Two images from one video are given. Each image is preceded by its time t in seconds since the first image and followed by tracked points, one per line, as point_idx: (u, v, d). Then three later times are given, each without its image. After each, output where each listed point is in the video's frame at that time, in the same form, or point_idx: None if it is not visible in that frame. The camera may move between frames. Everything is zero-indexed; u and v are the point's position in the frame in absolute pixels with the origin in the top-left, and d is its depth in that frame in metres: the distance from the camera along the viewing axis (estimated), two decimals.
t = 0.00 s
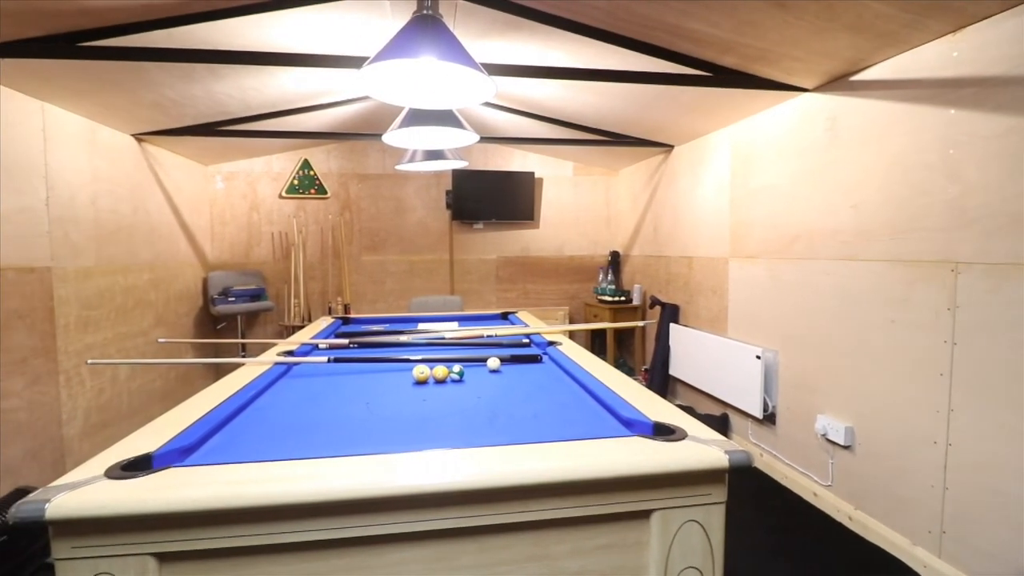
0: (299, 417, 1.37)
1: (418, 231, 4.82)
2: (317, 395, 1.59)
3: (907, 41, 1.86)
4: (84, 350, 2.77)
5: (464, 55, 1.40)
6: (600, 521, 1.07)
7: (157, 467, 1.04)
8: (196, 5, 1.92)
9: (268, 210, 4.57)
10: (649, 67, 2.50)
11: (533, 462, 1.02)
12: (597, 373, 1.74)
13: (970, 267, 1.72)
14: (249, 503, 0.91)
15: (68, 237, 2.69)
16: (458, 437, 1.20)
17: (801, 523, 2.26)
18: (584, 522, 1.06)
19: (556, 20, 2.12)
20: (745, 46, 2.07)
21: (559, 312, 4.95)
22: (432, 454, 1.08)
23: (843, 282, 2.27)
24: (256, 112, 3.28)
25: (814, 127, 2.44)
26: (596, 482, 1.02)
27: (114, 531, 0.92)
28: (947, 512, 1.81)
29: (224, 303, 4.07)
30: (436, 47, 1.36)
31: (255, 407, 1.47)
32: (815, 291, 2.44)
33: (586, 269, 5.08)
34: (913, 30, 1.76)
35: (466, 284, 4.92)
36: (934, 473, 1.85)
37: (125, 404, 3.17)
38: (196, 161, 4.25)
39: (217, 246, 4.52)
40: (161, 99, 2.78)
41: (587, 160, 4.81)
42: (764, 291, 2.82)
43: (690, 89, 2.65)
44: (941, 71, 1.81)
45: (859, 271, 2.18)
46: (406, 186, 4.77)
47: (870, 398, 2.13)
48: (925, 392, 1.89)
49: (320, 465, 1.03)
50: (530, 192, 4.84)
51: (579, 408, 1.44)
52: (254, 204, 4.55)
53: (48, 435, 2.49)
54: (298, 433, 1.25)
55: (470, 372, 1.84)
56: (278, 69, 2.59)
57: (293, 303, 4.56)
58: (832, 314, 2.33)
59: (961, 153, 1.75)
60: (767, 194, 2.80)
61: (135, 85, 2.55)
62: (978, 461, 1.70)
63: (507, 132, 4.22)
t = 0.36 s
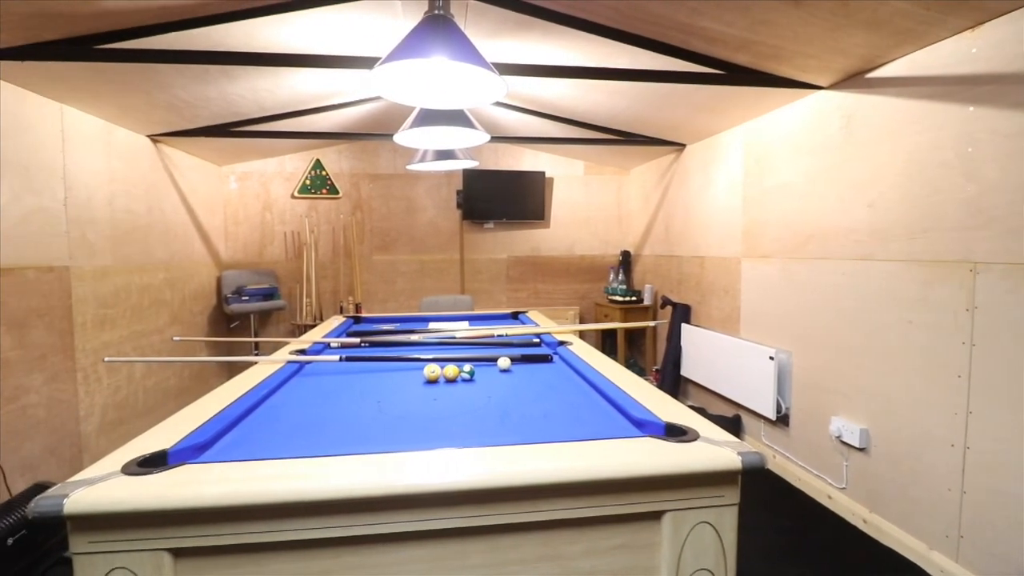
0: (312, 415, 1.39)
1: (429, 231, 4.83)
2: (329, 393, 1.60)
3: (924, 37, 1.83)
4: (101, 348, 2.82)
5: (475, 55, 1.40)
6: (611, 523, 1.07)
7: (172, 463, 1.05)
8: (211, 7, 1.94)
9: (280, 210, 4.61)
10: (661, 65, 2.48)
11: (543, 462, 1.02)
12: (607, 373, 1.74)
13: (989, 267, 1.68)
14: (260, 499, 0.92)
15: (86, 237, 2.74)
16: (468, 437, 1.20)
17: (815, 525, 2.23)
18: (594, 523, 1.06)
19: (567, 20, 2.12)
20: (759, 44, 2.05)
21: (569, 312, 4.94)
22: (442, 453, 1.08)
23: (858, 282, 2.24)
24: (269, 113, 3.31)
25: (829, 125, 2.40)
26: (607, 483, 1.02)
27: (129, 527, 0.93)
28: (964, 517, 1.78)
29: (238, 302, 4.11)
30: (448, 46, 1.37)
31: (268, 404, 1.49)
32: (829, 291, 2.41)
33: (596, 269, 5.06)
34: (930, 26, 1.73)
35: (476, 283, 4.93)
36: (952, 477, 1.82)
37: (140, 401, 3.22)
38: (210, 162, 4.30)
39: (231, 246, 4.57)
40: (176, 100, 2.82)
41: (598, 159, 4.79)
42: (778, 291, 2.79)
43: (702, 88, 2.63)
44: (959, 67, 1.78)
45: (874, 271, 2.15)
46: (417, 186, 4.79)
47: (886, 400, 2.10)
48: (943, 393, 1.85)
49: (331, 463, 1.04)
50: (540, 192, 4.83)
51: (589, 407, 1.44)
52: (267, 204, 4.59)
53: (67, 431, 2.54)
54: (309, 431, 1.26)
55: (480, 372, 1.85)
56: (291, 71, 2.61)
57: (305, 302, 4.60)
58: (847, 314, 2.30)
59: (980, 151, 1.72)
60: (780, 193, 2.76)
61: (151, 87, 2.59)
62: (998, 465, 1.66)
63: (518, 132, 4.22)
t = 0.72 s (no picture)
0: (324, 413, 1.40)
1: (440, 230, 4.85)
2: (341, 392, 1.61)
3: (944, 33, 1.79)
4: (119, 346, 2.87)
5: (486, 55, 1.40)
6: (624, 523, 1.06)
7: (188, 459, 1.07)
8: (226, 9, 1.97)
9: (293, 209, 4.66)
10: (674, 63, 2.46)
11: (555, 462, 1.02)
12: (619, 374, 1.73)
13: (1012, 268, 1.64)
14: (274, 496, 0.93)
15: (105, 237, 2.79)
16: (480, 436, 1.20)
17: (830, 529, 2.20)
18: (607, 523, 1.06)
19: (579, 18, 2.11)
20: (774, 41, 2.02)
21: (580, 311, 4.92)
22: (454, 452, 1.08)
23: (875, 283, 2.20)
24: (283, 113, 3.35)
25: (846, 123, 2.37)
26: (619, 484, 1.01)
27: (147, 522, 0.94)
28: (985, 522, 1.74)
29: (252, 301, 4.15)
30: (459, 46, 1.37)
31: (281, 402, 1.51)
32: (845, 292, 2.38)
33: (608, 269, 5.04)
34: (950, 21, 1.70)
35: (487, 283, 4.94)
36: (972, 481, 1.78)
37: (157, 398, 3.27)
38: (225, 162, 4.36)
39: (245, 246, 4.62)
40: (193, 102, 2.86)
41: (609, 158, 4.77)
42: (793, 291, 2.75)
43: (715, 86, 2.61)
44: (981, 63, 1.74)
45: (891, 271, 2.11)
46: (428, 186, 4.81)
47: (903, 402, 2.06)
48: (962, 396, 1.82)
49: (344, 461, 1.04)
50: (552, 191, 4.83)
51: (601, 408, 1.43)
52: (281, 204, 4.64)
53: (86, 427, 2.59)
54: (322, 429, 1.27)
55: (491, 372, 1.85)
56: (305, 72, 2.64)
57: (318, 301, 4.64)
58: (864, 314, 2.27)
59: (1002, 149, 1.68)
60: (795, 192, 2.73)
61: (168, 89, 2.63)
62: (1020, 469, 1.63)
63: (529, 131, 4.21)
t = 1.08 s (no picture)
0: (337, 412, 1.41)
1: (451, 230, 4.86)
2: (354, 390, 1.62)
3: (964, 29, 1.76)
4: (136, 344, 2.92)
5: (498, 54, 1.40)
6: (636, 525, 1.05)
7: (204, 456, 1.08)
8: (241, 11, 1.99)
9: (306, 209, 4.70)
10: (687, 61, 2.44)
11: (566, 462, 1.01)
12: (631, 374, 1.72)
13: None
14: (288, 493, 0.93)
15: (122, 237, 2.84)
16: (491, 435, 1.20)
17: (846, 533, 2.17)
18: (619, 524, 1.05)
19: (591, 17, 2.10)
20: (788, 38, 2.00)
21: (591, 311, 4.90)
22: (465, 451, 1.08)
23: (892, 283, 2.17)
24: (296, 114, 3.38)
25: (863, 120, 2.33)
26: (631, 485, 1.01)
27: (163, 517, 0.96)
28: (1006, 527, 1.71)
29: (266, 299, 4.19)
30: (470, 46, 1.37)
31: (295, 400, 1.52)
32: (862, 292, 2.34)
33: (619, 269, 5.01)
34: (971, 16, 1.66)
35: (498, 282, 4.94)
36: (992, 486, 1.75)
37: (173, 395, 3.32)
38: (239, 163, 4.41)
39: (259, 245, 4.68)
40: (208, 103, 2.90)
41: (621, 157, 4.74)
42: (808, 292, 2.72)
43: (728, 84, 2.58)
44: (1002, 59, 1.70)
45: (909, 271, 2.08)
46: (439, 186, 4.82)
47: (922, 405, 2.03)
48: (982, 399, 1.78)
49: (356, 459, 1.05)
50: (563, 191, 4.82)
51: (613, 408, 1.42)
52: (294, 204, 4.69)
53: (103, 423, 2.63)
54: (334, 427, 1.28)
55: (503, 371, 1.85)
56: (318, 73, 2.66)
57: (331, 300, 4.68)
58: (881, 315, 2.23)
59: None
60: (811, 190, 2.69)
61: (184, 91, 2.67)
62: None
63: (540, 130, 4.21)
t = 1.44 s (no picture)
0: (351, 410, 1.42)
1: (464, 230, 4.87)
2: (367, 389, 1.63)
3: (990, 23, 1.71)
4: (156, 341, 2.98)
5: (511, 54, 1.40)
6: (651, 527, 1.04)
7: (221, 452, 1.10)
8: (258, 14, 2.02)
9: (321, 209, 4.75)
10: (702, 58, 2.42)
11: (579, 463, 1.01)
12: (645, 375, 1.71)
13: None
14: (302, 490, 0.94)
15: (144, 236, 2.89)
16: (504, 435, 1.20)
17: (866, 538, 2.13)
18: (634, 527, 1.04)
19: (606, 15, 2.09)
20: (807, 34, 1.96)
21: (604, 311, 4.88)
22: (478, 450, 1.08)
23: (913, 283, 2.12)
24: (312, 115, 3.41)
25: (884, 118, 2.28)
26: (645, 486, 1.00)
27: (182, 512, 0.97)
28: None
29: (282, 298, 4.23)
30: (484, 46, 1.37)
31: (309, 397, 1.53)
32: (882, 292, 2.29)
33: (632, 268, 4.98)
34: (997, 10, 1.62)
35: (510, 282, 4.94)
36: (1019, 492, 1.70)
37: (192, 391, 3.37)
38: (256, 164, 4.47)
39: (275, 245, 4.73)
40: (226, 106, 2.94)
41: (634, 156, 4.71)
42: (826, 292, 2.67)
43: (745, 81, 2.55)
44: None
45: (932, 272, 2.03)
46: (452, 186, 4.84)
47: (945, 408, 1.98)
48: (1009, 403, 1.73)
49: (369, 457, 1.05)
50: (576, 190, 4.80)
51: (627, 409, 1.41)
52: (309, 204, 4.73)
53: (125, 419, 2.68)
54: (349, 425, 1.29)
55: (516, 371, 1.84)
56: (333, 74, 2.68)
57: (345, 299, 4.72)
58: (902, 316, 2.18)
59: None
60: (830, 190, 2.65)
61: (203, 93, 2.71)
62: None
63: (553, 129, 4.19)
